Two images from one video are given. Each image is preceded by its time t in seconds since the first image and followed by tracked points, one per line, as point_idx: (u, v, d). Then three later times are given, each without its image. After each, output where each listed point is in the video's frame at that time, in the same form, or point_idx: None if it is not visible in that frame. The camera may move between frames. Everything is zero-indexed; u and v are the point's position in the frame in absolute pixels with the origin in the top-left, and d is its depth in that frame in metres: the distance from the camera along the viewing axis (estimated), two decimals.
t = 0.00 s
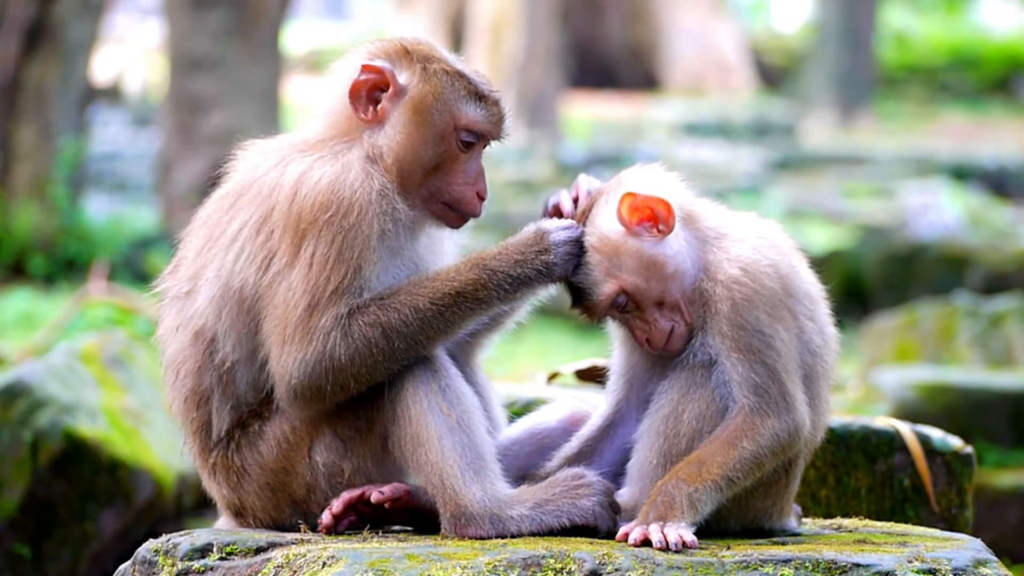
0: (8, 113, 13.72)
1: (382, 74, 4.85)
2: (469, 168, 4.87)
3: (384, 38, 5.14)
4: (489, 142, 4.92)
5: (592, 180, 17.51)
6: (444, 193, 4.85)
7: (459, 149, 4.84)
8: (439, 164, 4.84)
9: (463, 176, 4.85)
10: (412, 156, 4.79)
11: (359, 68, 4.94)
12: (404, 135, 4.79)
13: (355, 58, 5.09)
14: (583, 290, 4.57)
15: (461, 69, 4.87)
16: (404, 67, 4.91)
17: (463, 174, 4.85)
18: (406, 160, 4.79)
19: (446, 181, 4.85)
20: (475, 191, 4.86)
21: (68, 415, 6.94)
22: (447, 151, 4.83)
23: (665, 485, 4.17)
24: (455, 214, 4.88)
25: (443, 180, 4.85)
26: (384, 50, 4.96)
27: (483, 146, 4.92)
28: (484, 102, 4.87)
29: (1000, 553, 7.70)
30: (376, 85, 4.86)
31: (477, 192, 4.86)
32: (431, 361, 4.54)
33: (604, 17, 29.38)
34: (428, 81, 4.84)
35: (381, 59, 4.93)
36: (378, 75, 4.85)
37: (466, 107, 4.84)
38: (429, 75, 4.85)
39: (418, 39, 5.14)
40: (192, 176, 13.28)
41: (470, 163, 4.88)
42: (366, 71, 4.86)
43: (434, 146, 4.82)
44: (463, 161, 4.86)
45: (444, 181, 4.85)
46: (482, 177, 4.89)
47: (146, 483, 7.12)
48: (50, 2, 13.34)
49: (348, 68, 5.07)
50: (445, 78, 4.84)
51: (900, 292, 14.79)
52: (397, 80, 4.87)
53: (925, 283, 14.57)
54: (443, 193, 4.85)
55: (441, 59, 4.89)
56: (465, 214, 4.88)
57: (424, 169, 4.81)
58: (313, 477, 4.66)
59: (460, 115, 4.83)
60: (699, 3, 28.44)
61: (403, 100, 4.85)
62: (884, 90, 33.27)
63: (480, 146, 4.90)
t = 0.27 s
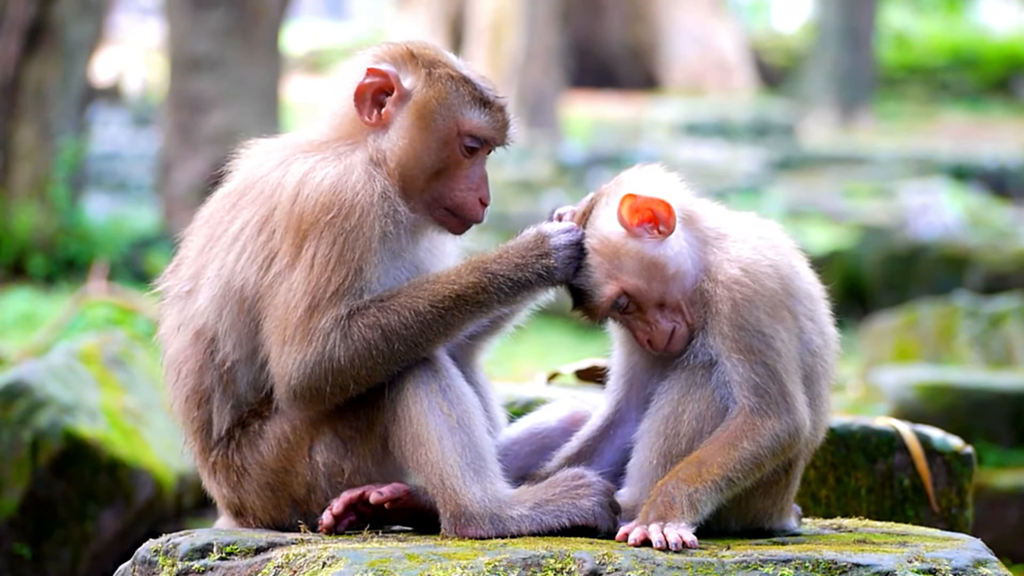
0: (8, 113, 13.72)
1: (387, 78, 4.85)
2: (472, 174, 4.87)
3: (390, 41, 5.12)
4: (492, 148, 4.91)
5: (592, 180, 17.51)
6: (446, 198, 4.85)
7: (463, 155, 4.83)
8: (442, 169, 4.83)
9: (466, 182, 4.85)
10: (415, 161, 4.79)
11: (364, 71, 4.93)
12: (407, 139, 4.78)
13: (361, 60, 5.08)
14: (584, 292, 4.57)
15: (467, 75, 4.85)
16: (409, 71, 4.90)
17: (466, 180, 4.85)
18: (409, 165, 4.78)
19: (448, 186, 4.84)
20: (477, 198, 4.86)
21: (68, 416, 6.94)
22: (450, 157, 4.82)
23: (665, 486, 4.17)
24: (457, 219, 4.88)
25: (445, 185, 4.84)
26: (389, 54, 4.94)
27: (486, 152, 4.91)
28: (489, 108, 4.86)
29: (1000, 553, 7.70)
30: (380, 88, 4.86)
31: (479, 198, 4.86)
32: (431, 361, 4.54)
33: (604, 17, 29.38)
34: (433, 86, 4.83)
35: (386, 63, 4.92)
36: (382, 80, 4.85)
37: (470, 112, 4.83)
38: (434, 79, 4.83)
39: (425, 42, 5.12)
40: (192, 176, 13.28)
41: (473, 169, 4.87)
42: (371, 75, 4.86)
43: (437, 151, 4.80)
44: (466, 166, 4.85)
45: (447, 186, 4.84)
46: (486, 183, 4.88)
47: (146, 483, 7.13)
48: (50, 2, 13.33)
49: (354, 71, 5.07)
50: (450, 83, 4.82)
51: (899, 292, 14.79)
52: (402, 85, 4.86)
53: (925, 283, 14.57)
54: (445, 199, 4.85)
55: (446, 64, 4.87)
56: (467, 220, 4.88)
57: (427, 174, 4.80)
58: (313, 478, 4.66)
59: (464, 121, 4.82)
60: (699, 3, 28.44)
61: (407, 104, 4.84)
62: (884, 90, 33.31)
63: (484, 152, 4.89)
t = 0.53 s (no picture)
0: (8, 113, 13.71)
1: (388, 79, 4.85)
2: (472, 175, 4.86)
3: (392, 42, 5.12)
4: (493, 150, 4.91)
5: (592, 180, 17.51)
6: (447, 199, 4.84)
7: (464, 156, 4.84)
8: (442, 171, 4.82)
9: (467, 183, 4.85)
10: (416, 162, 4.78)
11: (366, 72, 4.94)
12: (408, 140, 4.78)
13: (363, 62, 5.08)
14: (585, 292, 4.57)
15: (469, 76, 4.85)
16: (411, 72, 4.90)
17: (467, 181, 4.85)
18: (410, 165, 4.78)
19: (450, 188, 4.84)
20: (478, 198, 4.86)
21: (68, 416, 6.94)
22: (451, 158, 4.82)
23: (665, 485, 4.18)
24: (457, 220, 4.88)
25: (446, 187, 4.84)
26: (391, 56, 4.95)
27: (488, 154, 4.91)
28: (490, 109, 4.86)
29: (1000, 553, 7.70)
30: (381, 89, 4.86)
31: (480, 199, 4.85)
32: (431, 362, 4.54)
33: (604, 18, 29.39)
34: (434, 87, 4.83)
35: (387, 64, 4.92)
36: (384, 81, 4.85)
37: (471, 114, 4.83)
38: (435, 81, 4.83)
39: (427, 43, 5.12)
40: (192, 176, 13.28)
41: (474, 170, 4.87)
42: (372, 77, 4.86)
43: (439, 152, 4.80)
44: (467, 168, 4.85)
45: (448, 187, 4.84)
46: (487, 184, 4.88)
47: (146, 483, 7.13)
48: (50, 3, 13.33)
49: (356, 72, 5.07)
50: (452, 84, 4.82)
51: (899, 293, 14.80)
52: (403, 86, 4.86)
53: (925, 283, 14.58)
54: (446, 200, 4.85)
55: (448, 65, 4.87)
56: (468, 221, 4.88)
57: (428, 175, 4.80)
58: (313, 478, 4.66)
59: (465, 123, 4.81)
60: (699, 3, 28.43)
61: (408, 105, 4.84)
62: (884, 90, 33.30)
63: (485, 154, 4.89)
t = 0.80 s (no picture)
0: (8, 113, 13.71)
1: (387, 80, 4.85)
2: (472, 175, 4.86)
3: (391, 43, 5.12)
4: (493, 150, 4.91)
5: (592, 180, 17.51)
6: (447, 199, 4.84)
7: (464, 156, 4.84)
8: (442, 171, 4.82)
9: (467, 183, 4.84)
10: (416, 163, 4.78)
11: (365, 73, 4.94)
12: (407, 141, 4.78)
13: (362, 62, 5.08)
14: (585, 292, 4.57)
15: (468, 76, 4.85)
16: (410, 73, 4.90)
17: (466, 181, 4.84)
18: (410, 165, 4.78)
19: (450, 188, 4.84)
20: (478, 198, 4.85)
21: (68, 416, 6.94)
22: (451, 158, 4.82)
23: (666, 485, 4.17)
24: (458, 221, 4.88)
25: (446, 187, 4.84)
26: (390, 56, 4.95)
27: (488, 154, 4.91)
28: (489, 109, 4.85)
29: (999, 553, 7.71)
30: (381, 90, 4.85)
31: (480, 199, 4.85)
32: (431, 362, 4.54)
33: (604, 18, 29.38)
34: (433, 88, 4.83)
35: (386, 65, 4.92)
36: (383, 81, 4.85)
37: (470, 113, 4.83)
38: (435, 81, 4.83)
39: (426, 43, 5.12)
40: (192, 176, 13.28)
41: (474, 170, 4.87)
42: (371, 77, 4.86)
43: (438, 152, 4.80)
44: (467, 168, 4.85)
45: (448, 187, 4.83)
46: (486, 184, 4.88)
47: (146, 483, 7.13)
48: (50, 2, 13.34)
49: (355, 73, 5.07)
50: (451, 85, 4.82)
51: (899, 293, 14.80)
52: (402, 86, 4.86)
53: (925, 283, 14.58)
54: (446, 200, 4.84)
55: (447, 65, 4.87)
56: (468, 221, 4.87)
57: (428, 175, 4.80)
58: (313, 478, 4.66)
59: (465, 123, 4.82)
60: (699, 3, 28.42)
61: (408, 105, 4.84)
62: (884, 90, 33.29)
63: (485, 154, 4.89)
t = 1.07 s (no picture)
0: (7, 113, 13.71)
1: (388, 80, 4.84)
2: (472, 175, 4.86)
3: (391, 43, 5.12)
4: (493, 150, 4.90)
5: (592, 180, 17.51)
6: (447, 200, 4.84)
7: (464, 157, 4.83)
8: (442, 172, 4.82)
9: (466, 184, 4.84)
10: (416, 163, 4.78)
11: (365, 74, 4.94)
12: (407, 141, 4.78)
13: (362, 63, 5.08)
14: (585, 292, 4.57)
15: (468, 77, 4.85)
16: (410, 74, 4.90)
17: (467, 182, 4.84)
18: (410, 166, 4.78)
19: (450, 189, 4.84)
20: (478, 199, 4.85)
21: (68, 416, 6.94)
22: (451, 159, 4.82)
23: (666, 486, 4.18)
24: (458, 222, 4.88)
25: (446, 187, 4.83)
26: (391, 57, 4.95)
27: (488, 155, 4.91)
28: (489, 110, 4.85)
29: (1000, 554, 7.71)
30: (381, 91, 4.85)
31: (480, 200, 4.85)
32: (431, 362, 4.54)
33: (604, 17, 29.37)
34: (433, 88, 4.83)
35: (387, 65, 4.92)
36: (383, 82, 4.85)
37: (470, 114, 4.82)
38: (435, 82, 4.83)
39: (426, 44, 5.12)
40: (191, 176, 13.28)
41: (474, 171, 4.87)
42: (372, 77, 4.85)
43: (438, 153, 4.80)
44: (467, 168, 4.85)
45: (448, 188, 4.83)
46: (486, 185, 4.88)
47: (146, 483, 7.13)
48: (50, 2, 13.34)
49: (355, 74, 5.07)
50: (451, 85, 4.82)
51: (899, 293, 14.79)
52: (402, 87, 4.86)
53: (925, 283, 14.58)
54: (446, 201, 4.84)
55: (447, 66, 4.87)
56: (469, 222, 4.87)
57: (427, 176, 4.79)
58: (313, 478, 4.66)
59: (464, 124, 4.81)
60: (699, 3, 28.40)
61: (408, 106, 4.84)
62: (884, 90, 33.28)
63: (485, 154, 4.89)
